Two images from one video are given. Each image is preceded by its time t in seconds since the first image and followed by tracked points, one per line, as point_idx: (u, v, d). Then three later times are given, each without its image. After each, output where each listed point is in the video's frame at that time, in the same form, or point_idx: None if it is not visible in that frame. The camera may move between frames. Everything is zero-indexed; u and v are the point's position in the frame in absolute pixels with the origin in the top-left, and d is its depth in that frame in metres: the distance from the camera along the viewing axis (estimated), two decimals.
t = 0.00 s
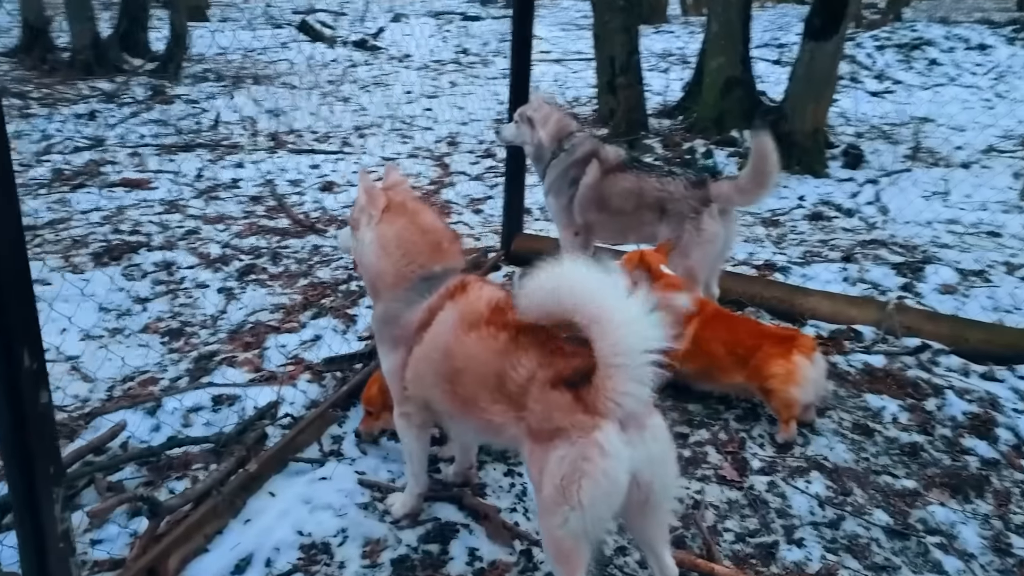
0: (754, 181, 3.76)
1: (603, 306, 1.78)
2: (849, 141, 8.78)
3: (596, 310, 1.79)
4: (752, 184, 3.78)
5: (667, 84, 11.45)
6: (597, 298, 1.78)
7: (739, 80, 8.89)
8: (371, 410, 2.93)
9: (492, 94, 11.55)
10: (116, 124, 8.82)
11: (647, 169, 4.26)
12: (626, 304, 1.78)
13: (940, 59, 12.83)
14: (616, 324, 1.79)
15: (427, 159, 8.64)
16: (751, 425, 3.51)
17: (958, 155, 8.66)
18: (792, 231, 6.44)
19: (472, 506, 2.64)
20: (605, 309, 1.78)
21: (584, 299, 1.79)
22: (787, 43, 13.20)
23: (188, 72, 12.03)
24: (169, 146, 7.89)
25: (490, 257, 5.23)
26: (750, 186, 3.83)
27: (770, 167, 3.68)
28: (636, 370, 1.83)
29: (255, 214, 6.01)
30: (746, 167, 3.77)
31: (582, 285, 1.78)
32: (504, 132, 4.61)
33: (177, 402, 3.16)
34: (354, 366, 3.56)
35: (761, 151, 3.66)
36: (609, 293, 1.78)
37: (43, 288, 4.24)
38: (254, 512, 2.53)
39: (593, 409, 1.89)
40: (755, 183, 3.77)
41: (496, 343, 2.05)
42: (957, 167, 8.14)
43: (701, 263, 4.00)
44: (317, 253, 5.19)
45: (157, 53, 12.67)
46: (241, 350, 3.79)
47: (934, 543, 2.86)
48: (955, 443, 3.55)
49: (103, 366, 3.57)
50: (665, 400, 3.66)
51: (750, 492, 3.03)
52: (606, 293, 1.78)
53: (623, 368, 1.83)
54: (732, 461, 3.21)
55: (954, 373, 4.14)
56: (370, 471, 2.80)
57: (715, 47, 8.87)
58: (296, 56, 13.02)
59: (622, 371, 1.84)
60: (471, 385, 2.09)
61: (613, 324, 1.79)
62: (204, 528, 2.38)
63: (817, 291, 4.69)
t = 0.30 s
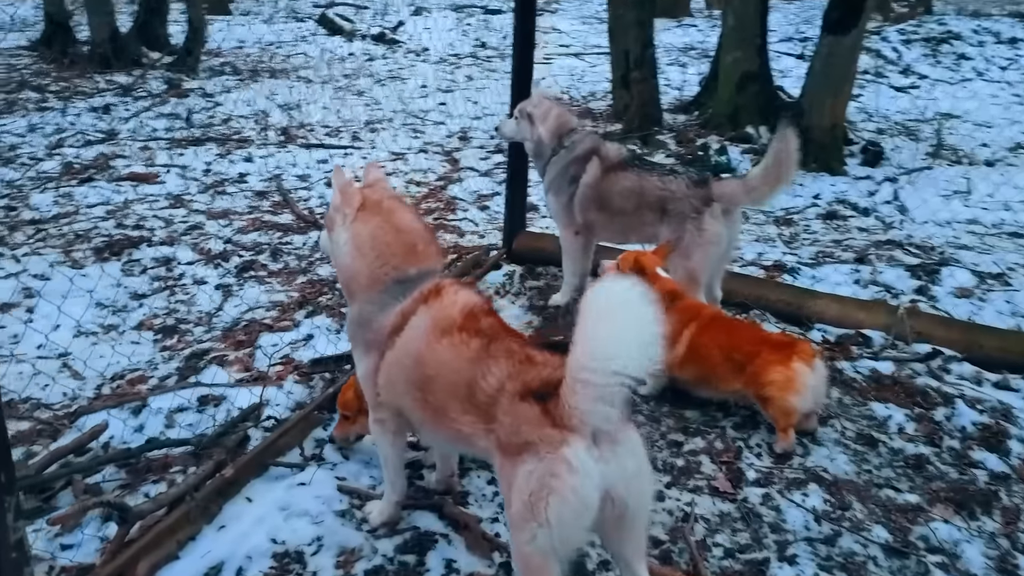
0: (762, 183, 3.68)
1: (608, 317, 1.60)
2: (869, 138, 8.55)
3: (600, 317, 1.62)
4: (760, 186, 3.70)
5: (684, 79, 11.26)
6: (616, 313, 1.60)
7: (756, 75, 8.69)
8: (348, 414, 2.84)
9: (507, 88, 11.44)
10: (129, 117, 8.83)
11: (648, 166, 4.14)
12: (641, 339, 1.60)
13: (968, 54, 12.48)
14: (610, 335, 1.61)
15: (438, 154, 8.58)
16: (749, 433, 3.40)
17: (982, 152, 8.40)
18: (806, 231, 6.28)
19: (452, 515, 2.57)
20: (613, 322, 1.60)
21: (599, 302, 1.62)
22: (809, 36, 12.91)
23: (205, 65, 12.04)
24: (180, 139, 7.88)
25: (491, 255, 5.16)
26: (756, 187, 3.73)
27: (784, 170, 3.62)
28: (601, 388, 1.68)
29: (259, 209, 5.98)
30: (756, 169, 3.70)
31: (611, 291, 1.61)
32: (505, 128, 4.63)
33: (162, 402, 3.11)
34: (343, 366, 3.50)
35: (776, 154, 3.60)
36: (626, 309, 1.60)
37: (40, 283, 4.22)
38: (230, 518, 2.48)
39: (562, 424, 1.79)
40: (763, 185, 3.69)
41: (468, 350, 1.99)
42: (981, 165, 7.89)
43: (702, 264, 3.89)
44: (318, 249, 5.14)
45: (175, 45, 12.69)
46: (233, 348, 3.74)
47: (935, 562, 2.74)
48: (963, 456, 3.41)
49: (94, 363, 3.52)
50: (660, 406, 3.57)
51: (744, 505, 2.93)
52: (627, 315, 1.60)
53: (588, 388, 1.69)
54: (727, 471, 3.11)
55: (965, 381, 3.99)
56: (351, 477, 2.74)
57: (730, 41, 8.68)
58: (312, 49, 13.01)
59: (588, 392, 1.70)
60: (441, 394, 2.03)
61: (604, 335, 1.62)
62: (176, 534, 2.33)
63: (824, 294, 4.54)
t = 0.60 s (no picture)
0: (757, 178, 3.60)
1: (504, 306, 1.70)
2: (883, 133, 8.37)
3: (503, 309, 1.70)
4: (755, 181, 3.62)
5: (696, 73, 11.10)
6: (485, 296, 1.70)
7: (768, 69, 8.44)
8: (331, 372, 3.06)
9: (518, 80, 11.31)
10: (136, 107, 8.80)
11: (646, 162, 4.05)
12: (553, 305, 1.71)
13: (990, 48, 12.19)
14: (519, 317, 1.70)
15: (444, 147, 8.50)
16: (743, 438, 3.32)
17: (1000, 149, 8.19)
18: (814, 229, 6.14)
19: (432, 518, 2.52)
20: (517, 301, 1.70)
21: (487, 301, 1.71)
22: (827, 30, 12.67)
23: (216, 56, 12.00)
24: (185, 131, 7.84)
25: (490, 250, 5.10)
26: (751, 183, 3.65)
27: (776, 163, 3.54)
28: (570, 395, 1.72)
29: (260, 202, 5.93)
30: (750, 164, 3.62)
31: (469, 288, 1.72)
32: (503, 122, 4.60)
33: (147, 397, 3.06)
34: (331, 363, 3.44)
35: (768, 147, 3.52)
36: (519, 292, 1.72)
37: (34, 274, 4.18)
38: (204, 518, 2.44)
39: (532, 430, 1.75)
40: (758, 179, 3.61)
41: (439, 353, 1.90)
42: (998, 162, 7.68)
43: (696, 263, 3.82)
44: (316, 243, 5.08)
45: (185, 35, 12.66)
46: (223, 343, 3.69)
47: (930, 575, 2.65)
48: (965, 464, 3.29)
49: (82, 357, 3.48)
50: (654, 409, 3.51)
51: (734, 513, 2.85)
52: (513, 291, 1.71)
53: (557, 392, 1.72)
54: (718, 477, 3.04)
55: (971, 386, 3.87)
56: (331, 478, 2.69)
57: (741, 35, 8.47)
58: (324, 40, 12.96)
59: (557, 393, 1.72)
60: (413, 397, 1.97)
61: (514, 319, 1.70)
62: (148, 535, 2.29)
63: (827, 295, 4.44)
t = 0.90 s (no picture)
0: (765, 176, 3.47)
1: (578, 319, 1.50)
2: (897, 129, 8.18)
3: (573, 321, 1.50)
4: (762, 179, 3.50)
5: (707, 65, 10.93)
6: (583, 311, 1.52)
7: (780, 63, 8.26)
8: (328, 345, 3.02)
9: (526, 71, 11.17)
10: (140, 95, 8.73)
11: (650, 155, 3.93)
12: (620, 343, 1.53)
13: (1010, 42, 11.92)
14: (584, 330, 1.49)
15: (448, 139, 8.39)
16: (745, 442, 3.21)
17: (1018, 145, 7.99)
18: (824, 226, 6.00)
19: (418, 524, 2.43)
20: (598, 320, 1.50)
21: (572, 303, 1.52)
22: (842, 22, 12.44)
23: (223, 45, 11.93)
24: (187, 120, 7.76)
25: (491, 244, 5.00)
26: (759, 179, 3.53)
27: (787, 161, 3.41)
28: (566, 399, 1.53)
29: (259, 194, 5.85)
30: (758, 161, 3.49)
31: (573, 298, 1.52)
32: (504, 113, 4.53)
33: (132, 392, 2.97)
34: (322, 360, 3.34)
35: (779, 145, 3.38)
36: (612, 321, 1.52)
37: (26, 264, 4.11)
38: (183, 521, 2.35)
39: (511, 437, 1.63)
40: (766, 178, 3.48)
41: (419, 354, 1.84)
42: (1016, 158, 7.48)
43: (700, 259, 3.71)
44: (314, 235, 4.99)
45: (193, 24, 12.58)
46: (213, 337, 3.61)
47: None
48: (975, 472, 3.16)
49: (69, 350, 3.40)
50: (653, 411, 3.41)
51: (733, 521, 2.75)
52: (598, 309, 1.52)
53: (548, 397, 1.56)
54: (717, 484, 2.94)
55: (983, 392, 3.72)
56: (316, 480, 2.60)
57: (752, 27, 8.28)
58: (333, 29, 12.85)
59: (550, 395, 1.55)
60: (393, 400, 1.88)
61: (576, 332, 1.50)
62: (123, 538, 2.20)
63: (835, 295, 4.29)
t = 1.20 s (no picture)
0: (772, 167, 3.34)
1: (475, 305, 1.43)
2: (912, 127, 7.98)
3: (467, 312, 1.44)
4: (770, 170, 3.36)
5: (719, 61, 10.76)
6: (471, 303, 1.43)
7: (794, 59, 8.03)
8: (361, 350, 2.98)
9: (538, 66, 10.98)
10: (145, 87, 8.66)
11: (654, 155, 3.80)
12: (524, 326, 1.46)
13: None
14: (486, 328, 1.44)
15: (454, 134, 8.28)
16: (747, 455, 3.09)
17: None
18: (835, 227, 5.83)
19: (403, 539, 2.33)
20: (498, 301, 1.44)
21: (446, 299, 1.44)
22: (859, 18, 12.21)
23: (231, 37, 11.86)
24: (190, 113, 7.70)
25: (493, 243, 4.90)
26: (767, 180, 3.39)
27: (793, 149, 3.31)
28: (531, 423, 1.49)
29: (259, 189, 5.77)
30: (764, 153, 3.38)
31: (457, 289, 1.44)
32: (504, 108, 4.41)
33: (115, 394, 2.87)
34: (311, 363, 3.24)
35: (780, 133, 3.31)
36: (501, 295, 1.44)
37: (17, 260, 4.04)
38: (159, 532, 2.24)
39: (488, 458, 1.53)
40: (773, 169, 3.34)
41: (399, 367, 1.72)
42: None
43: (705, 264, 3.59)
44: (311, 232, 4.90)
45: (201, 15, 12.52)
46: (203, 337, 3.52)
47: None
48: (987, 489, 3.00)
49: (55, 348, 3.32)
50: (653, 420, 3.30)
51: (732, 540, 2.63)
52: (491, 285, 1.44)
53: (507, 424, 1.50)
54: (717, 499, 2.82)
55: (998, 404, 3.53)
56: (299, 491, 2.51)
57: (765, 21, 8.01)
58: (342, 22, 12.77)
59: (518, 422, 1.49)
60: (370, 414, 1.78)
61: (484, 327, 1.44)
62: (95, 550, 2.09)
63: (844, 300, 4.08)
